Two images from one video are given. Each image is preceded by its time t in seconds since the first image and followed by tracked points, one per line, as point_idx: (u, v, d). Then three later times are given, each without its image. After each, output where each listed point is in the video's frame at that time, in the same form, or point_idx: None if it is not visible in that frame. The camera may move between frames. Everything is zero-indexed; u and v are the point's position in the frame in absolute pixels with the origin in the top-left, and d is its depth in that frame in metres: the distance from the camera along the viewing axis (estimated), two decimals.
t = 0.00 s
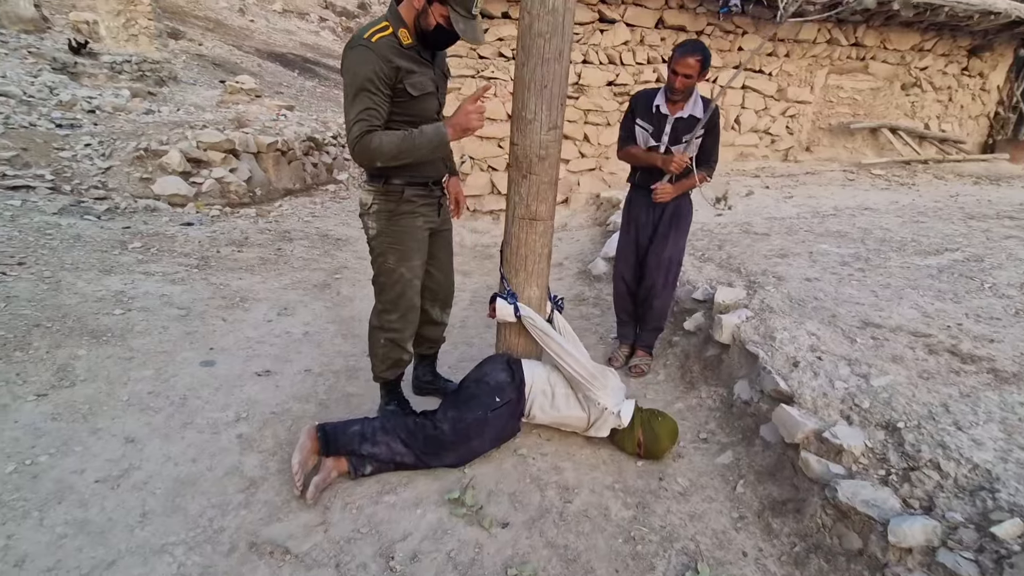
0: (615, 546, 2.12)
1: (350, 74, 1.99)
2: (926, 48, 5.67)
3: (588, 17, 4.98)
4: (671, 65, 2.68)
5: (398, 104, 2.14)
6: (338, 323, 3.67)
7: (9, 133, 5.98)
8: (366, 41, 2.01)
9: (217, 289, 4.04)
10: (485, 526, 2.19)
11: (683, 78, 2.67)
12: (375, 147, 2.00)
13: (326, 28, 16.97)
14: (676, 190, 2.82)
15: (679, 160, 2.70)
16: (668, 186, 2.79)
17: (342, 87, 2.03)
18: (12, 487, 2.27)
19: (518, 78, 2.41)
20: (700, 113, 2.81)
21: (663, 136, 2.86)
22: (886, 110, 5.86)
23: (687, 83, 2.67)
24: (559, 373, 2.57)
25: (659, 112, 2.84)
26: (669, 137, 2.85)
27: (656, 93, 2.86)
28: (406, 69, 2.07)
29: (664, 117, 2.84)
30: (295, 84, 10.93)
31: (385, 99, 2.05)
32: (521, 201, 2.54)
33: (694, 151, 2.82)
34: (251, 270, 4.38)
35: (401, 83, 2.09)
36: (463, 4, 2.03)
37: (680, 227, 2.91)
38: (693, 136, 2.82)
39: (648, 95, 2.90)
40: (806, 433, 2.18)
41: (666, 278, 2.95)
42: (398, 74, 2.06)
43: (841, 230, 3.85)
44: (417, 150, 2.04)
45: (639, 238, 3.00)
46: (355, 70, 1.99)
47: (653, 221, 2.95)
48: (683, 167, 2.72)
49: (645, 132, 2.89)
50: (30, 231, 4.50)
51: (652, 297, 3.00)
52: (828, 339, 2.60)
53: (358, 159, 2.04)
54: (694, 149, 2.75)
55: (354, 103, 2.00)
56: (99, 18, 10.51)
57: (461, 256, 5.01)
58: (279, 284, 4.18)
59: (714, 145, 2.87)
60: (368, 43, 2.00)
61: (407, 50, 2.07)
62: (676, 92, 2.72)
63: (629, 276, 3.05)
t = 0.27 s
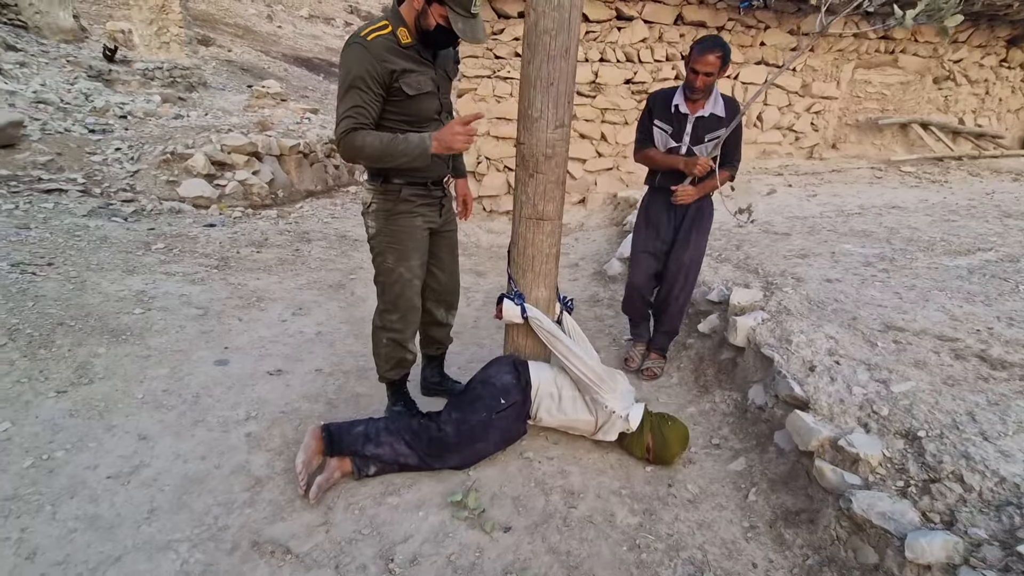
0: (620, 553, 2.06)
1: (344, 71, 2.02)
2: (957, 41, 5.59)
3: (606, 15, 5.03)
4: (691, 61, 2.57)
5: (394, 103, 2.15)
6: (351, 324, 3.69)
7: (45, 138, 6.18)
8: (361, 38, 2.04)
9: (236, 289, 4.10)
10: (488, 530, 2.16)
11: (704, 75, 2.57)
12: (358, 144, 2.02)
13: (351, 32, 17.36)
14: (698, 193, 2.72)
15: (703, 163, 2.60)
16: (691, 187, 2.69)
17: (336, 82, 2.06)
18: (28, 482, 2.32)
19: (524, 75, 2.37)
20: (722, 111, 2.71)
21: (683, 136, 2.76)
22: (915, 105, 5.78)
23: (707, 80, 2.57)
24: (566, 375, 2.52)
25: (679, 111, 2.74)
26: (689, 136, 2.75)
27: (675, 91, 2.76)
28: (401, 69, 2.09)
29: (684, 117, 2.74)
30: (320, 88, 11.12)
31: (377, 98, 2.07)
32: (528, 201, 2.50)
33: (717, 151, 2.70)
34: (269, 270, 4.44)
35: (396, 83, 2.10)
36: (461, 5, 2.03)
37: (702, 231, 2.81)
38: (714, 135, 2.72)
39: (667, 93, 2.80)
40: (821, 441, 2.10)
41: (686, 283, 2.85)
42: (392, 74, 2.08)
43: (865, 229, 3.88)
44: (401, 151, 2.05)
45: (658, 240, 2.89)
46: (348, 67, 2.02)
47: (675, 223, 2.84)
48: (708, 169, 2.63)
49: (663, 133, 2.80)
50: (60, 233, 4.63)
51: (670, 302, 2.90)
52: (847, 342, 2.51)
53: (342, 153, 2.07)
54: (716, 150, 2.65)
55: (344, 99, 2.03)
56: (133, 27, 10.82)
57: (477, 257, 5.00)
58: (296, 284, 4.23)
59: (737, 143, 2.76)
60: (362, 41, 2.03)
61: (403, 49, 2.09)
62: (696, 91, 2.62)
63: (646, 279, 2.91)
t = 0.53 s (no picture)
0: (623, 558, 2.02)
1: (343, 70, 2.06)
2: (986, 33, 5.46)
3: (619, 14, 5.04)
4: (709, 56, 2.52)
5: (393, 103, 2.17)
6: (362, 324, 3.72)
7: (72, 142, 6.34)
8: (361, 38, 2.07)
9: (250, 289, 4.15)
10: (489, 532, 2.14)
11: (722, 70, 2.52)
12: (354, 143, 2.06)
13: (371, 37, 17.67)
14: (710, 189, 2.66)
15: (718, 158, 2.54)
16: (706, 184, 2.64)
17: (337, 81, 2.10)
18: (44, 476, 2.35)
19: (529, 74, 2.35)
20: (738, 108, 2.67)
21: (697, 131, 2.72)
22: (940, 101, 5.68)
23: (726, 77, 2.52)
24: (571, 376, 2.51)
25: (694, 106, 2.69)
26: (703, 132, 2.71)
27: (690, 86, 2.71)
28: (400, 69, 2.10)
29: (700, 111, 2.69)
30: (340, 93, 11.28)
31: (374, 98, 2.09)
32: (532, 200, 2.48)
33: (734, 147, 2.59)
34: (284, 271, 4.50)
35: (394, 83, 2.12)
36: (460, 7, 2.02)
37: (713, 230, 2.76)
38: (729, 132, 2.68)
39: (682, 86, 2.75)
40: (831, 445, 2.04)
41: (697, 282, 2.80)
42: (391, 74, 2.09)
43: (885, 229, 3.84)
44: (395, 152, 2.07)
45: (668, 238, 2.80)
46: (347, 66, 2.05)
47: (687, 221, 2.77)
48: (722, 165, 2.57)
49: (677, 127, 2.75)
50: (84, 234, 4.74)
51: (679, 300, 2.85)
52: (861, 344, 2.44)
53: (339, 150, 2.11)
54: (733, 146, 2.57)
55: (343, 98, 2.07)
56: (159, 34, 11.08)
57: (490, 259, 5.00)
58: (310, 285, 4.27)
59: (751, 141, 2.72)
60: (362, 41, 2.06)
61: (402, 50, 2.10)
62: (714, 85, 2.57)
63: (646, 255, 2.76)
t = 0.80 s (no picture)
0: (631, 560, 2.00)
1: (348, 71, 2.07)
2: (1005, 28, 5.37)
3: (629, 14, 5.03)
4: (720, 55, 2.49)
5: (398, 104, 2.18)
6: (371, 325, 3.74)
7: (91, 147, 6.44)
8: (367, 39, 2.08)
9: (262, 291, 4.19)
10: (496, 533, 2.12)
11: (732, 70, 2.48)
12: (358, 143, 2.07)
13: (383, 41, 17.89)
14: (720, 188, 2.63)
15: (728, 156, 2.52)
16: (715, 182, 2.61)
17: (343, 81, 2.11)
18: (58, 474, 2.34)
19: (535, 74, 2.34)
20: (747, 108, 2.64)
21: (706, 130, 2.68)
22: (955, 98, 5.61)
23: (736, 76, 2.49)
24: (577, 377, 2.49)
25: (703, 105, 2.65)
26: (712, 131, 2.67)
27: (699, 85, 2.67)
28: (405, 70, 2.11)
29: (708, 110, 2.65)
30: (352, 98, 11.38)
31: (379, 99, 2.10)
32: (539, 201, 2.48)
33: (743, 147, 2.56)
34: (295, 273, 4.53)
35: (399, 84, 2.13)
36: (468, 10, 2.01)
37: (722, 229, 2.72)
38: (738, 132, 2.64)
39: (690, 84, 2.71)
40: (842, 447, 2.00)
41: (707, 280, 2.78)
42: (396, 75, 2.10)
43: (900, 228, 3.79)
44: (399, 153, 2.09)
45: (676, 242, 2.73)
46: (353, 67, 2.06)
47: (694, 222, 2.73)
48: (732, 164, 2.54)
49: (685, 126, 2.71)
50: (100, 237, 4.81)
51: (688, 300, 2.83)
52: (872, 344, 2.41)
53: (344, 150, 2.12)
54: (743, 144, 2.56)
55: (348, 98, 2.08)
56: (175, 41, 11.26)
57: (500, 260, 5.00)
58: (320, 287, 4.31)
59: (760, 142, 2.69)
60: (368, 42, 2.07)
61: (408, 52, 2.11)
62: (723, 85, 2.54)
63: (658, 258, 2.66)
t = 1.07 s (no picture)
0: (636, 562, 1.98)
1: (351, 70, 2.07)
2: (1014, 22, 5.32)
3: (633, 12, 5.02)
4: (722, 52, 2.47)
5: (400, 103, 2.17)
6: (375, 326, 3.74)
7: (99, 151, 6.49)
8: (370, 38, 2.07)
9: (267, 292, 4.20)
10: (500, 534, 2.11)
11: (734, 68, 2.46)
12: (361, 143, 2.07)
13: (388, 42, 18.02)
14: (722, 186, 2.61)
15: (732, 154, 2.49)
16: (716, 180, 2.58)
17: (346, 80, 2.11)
18: (64, 475, 2.34)
19: (536, 73, 2.33)
20: (750, 107, 2.61)
21: (708, 128, 2.64)
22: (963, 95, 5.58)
23: (738, 74, 2.46)
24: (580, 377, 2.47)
25: (704, 104, 2.62)
26: (714, 129, 2.64)
27: (701, 84, 2.65)
28: (408, 70, 2.10)
29: (710, 109, 2.62)
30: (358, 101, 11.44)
31: (382, 98, 2.10)
32: (541, 200, 2.46)
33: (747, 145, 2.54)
34: (301, 275, 4.55)
35: (401, 84, 2.12)
36: (471, 10, 2.00)
37: (725, 226, 2.70)
38: (741, 130, 2.61)
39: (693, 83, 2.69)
40: (850, 447, 1.98)
41: (712, 278, 2.75)
42: (398, 74, 2.09)
43: (910, 225, 3.75)
44: (401, 154, 2.09)
45: (679, 241, 2.71)
46: (355, 66, 2.06)
47: (697, 220, 2.70)
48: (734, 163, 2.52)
49: (687, 125, 2.68)
50: (108, 240, 4.84)
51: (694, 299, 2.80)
52: (880, 342, 2.38)
53: (346, 149, 2.12)
54: (746, 142, 2.53)
55: (350, 96, 2.08)
56: (183, 46, 11.36)
57: (506, 260, 4.99)
58: (325, 288, 4.32)
59: (764, 140, 2.66)
60: (371, 41, 2.06)
61: (411, 51, 2.10)
62: (725, 83, 2.51)
63: (660, 257, 2.64)
